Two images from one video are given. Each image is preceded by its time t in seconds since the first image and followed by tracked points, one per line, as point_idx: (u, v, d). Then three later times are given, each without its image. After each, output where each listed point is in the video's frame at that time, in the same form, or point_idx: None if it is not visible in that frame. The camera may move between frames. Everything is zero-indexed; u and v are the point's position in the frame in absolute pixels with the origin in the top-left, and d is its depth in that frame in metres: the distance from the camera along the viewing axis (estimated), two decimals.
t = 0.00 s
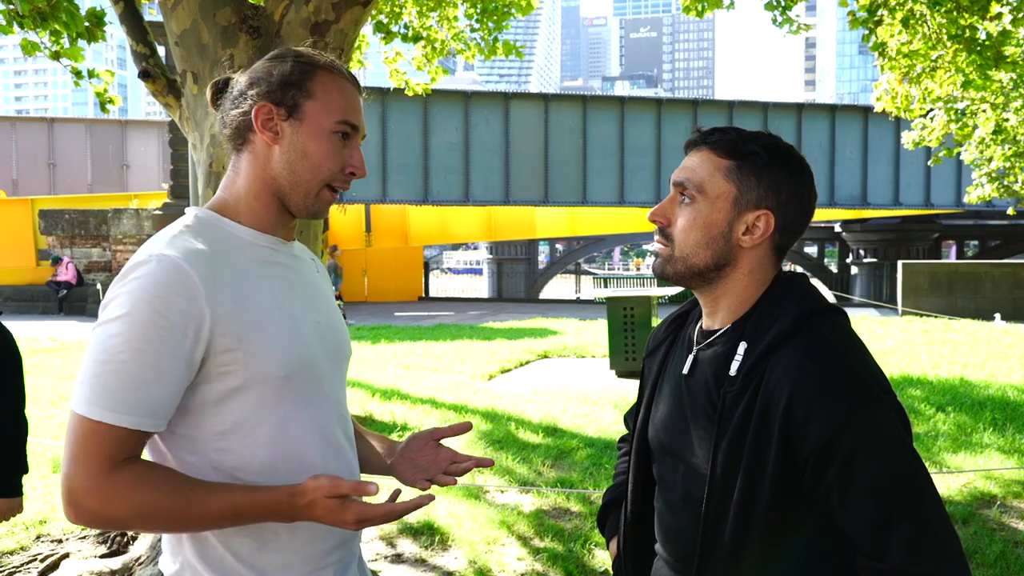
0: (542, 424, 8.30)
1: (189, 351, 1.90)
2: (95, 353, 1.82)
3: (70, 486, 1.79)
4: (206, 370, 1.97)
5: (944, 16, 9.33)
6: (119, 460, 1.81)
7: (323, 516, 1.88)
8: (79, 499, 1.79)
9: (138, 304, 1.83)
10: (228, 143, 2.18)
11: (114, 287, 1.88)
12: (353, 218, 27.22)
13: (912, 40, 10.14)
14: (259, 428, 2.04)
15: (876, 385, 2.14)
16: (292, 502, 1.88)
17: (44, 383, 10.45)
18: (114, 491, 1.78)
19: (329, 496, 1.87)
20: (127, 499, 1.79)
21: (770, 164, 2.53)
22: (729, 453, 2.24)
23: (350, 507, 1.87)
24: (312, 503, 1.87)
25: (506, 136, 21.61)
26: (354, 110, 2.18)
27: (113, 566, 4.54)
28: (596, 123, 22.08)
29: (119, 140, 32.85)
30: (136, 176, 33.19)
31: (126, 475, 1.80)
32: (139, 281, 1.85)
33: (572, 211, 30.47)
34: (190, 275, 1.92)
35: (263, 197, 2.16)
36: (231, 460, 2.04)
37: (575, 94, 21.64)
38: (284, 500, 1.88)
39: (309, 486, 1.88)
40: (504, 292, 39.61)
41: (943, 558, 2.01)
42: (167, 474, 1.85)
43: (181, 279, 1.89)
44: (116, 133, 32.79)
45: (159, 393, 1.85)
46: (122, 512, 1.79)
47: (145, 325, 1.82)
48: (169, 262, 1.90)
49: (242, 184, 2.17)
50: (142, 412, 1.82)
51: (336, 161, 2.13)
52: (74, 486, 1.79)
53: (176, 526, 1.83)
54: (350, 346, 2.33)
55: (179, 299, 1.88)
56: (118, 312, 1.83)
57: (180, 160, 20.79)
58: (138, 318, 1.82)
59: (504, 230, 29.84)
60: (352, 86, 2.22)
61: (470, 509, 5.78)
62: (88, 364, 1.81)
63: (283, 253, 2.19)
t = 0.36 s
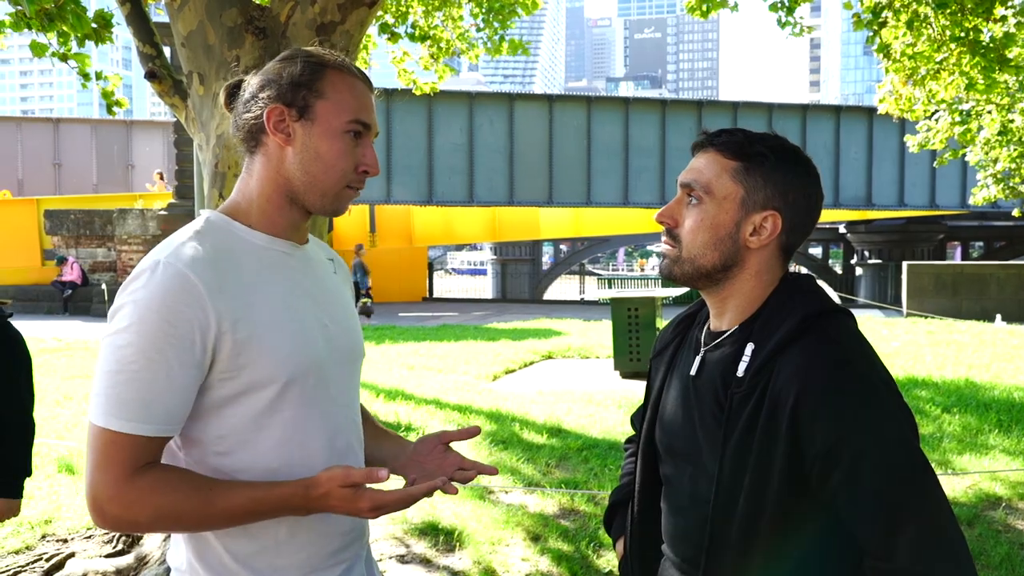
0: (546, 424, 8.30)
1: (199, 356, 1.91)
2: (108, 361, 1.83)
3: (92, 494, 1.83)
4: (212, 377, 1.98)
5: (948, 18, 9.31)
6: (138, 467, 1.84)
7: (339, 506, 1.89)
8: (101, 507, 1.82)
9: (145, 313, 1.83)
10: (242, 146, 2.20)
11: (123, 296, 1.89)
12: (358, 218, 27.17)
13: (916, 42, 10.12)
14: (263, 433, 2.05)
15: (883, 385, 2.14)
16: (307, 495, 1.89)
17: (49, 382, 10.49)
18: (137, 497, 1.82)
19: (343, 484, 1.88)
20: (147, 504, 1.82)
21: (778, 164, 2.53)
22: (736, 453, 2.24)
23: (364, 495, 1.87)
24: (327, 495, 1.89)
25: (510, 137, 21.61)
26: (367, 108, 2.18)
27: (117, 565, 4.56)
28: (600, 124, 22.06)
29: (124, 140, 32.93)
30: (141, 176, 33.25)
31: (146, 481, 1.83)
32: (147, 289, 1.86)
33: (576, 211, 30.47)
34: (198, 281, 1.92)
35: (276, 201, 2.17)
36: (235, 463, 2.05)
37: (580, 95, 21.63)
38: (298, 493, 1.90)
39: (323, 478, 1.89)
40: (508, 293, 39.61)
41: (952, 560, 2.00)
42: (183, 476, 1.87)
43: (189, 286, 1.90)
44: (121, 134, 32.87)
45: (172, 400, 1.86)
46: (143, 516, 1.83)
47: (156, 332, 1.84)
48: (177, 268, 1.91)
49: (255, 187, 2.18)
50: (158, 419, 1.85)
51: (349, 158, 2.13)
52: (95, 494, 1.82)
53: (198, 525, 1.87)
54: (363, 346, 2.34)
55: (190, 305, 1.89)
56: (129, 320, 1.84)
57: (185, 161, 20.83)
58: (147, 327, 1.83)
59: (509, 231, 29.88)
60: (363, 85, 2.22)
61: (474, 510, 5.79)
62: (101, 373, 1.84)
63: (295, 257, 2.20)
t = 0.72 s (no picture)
0: (548, 425, 8.29)
1: (206, 351, 1.90)
2: (123, 360, 1.83)
3: (121, 492, 1.80)
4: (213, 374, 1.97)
5: (951, 20, 9.30)
6: (162, 462, 1.82)
7: (371, 502, 1.82)
8: (131, 505, 1.80)
9: (150, 310, 1.83)
10: (243, 146, 2.19)
11: (129, 293, 1.89)
12: (359, 218, 26.90)
13: (919, 45, 10.11)
14: (258, 432, 2.04)
15: (890, 387, 2.13)
16: (337, 494, 1.83)
17: (51, 382, 10.50)
18: (160, 492, 1.79)
19: (374, 480, 1.82)
20: (171, 503, 1.78)
21: (788, 164, 2.52)
22: (743, 455, 2.23)
23: (397, 488, 1.81)
24: (358, 492, 1.82)
25: (513, 137, 21.61)
26: (365, 107, 2.16)
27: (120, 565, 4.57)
28: (603, 124, 22.05)
29: (126, 140, 32.98)
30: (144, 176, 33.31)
31: (173, 476, 1.80)
32: (151, 284, 1.86)
33: (578, 211, 30.48)
34: (198, 276, 1.91)
35: (277, 201, 2.16)
36: (233, 460, 2.04)
37: (582, 95, 21.61)
38: (329, 493, 1.83)
39: (353, 475, 1.83)
40: (510, 293, 39.63)
41: (956, 562, 2.01)
42: (211, 473, 1.83)
43: (192, 281, 1.89)
44: (124, 133, 32.91)
45: (188, 392, 1.86)
46: (171, 515, 1.79)
47: (161, 327, 1.83)
48: (177, 264, 1.90)
49: (257, 187, 2.17)
50: (178, 410, 1.84)
51: (347, 159, 2.12)
52: (124, 492, 1.80)
53: (227, 525, 1.81)
54: (370, 347, 2.33)
55: (194, 299, 1.89)
56: (136, 315, 1.83)
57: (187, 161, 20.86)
58: (154, 325, 1.82)
59: (511, 232, 29.98)
60: (364, 85, 2.20)
61: (476, 510, 5.78)
62: (116, 371, 1.83)
63: (301, 256, 2.18)
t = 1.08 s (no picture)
0: (548, 423, 8.28)
1: (198, 341, 1.90)
2: (116, 348, 1.82)
3: (101, 478, 1.76)
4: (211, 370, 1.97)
5: (951, 20, 9.28)
6: (139, 446, 1.77)
7: (343, 459, 1.73)
8: (110, 491, 1.75)
9: (146, 298, 1.84)
10: (240, 145, 2.18)
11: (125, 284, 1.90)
12: (359, 217, 26.82)
13: (919, 44, 10.08)
14: (261, 420, 2.03)
15: (897, 386, 2.12)
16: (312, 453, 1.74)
17: (51, 380, 10.49)
18: (137, 473, 1.74)
19: (345, 428, 1.73)
20: (150, 482, 1.73)
21: (793, 162, 2.52)
22: (747, 452, 2.23)
23: (370, 433, 1.72)
24: (330, 450, 1.72)
25: (513, 135, 21.59)
26: (354, 107, 2.12)
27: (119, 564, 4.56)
28: (603, 123, 22.01)
29: (126, 138, 32.95)
30: (143, 174, 33.29)
31: (150, 456, 1.76)
32: (145, 276, 1.86)
33: (577, 210, 30.49)
34: (192, 266, 1.93)
35: (275, 201, 2.15)
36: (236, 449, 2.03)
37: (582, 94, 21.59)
38: (302, 461, 1.75)
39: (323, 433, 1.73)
40: (510, 292, 39.62)
41: (960, 561, 2.00)
42: (187, 451, 1.78)
43: (178, 271, 1.90)
44: (123, 132, 32.89)
45: (178, 379, 1.85)
46: (150, 496, 1.73)
47: (156, 317, 1.83)
48: (175, 257, 1.91)
49: (256, 185, 2.16)
50: (160, 398, 1.82)
51: (338, 163, 2.09)
52: (102, 478, 1.76)
53: (204, 504, 1.75)
54: (372, 342, 2.32)
55: (178, 289, 1.88)
56: (128, 307, 1.84)
57: (187, 159, 20.85)
58: (149, 315, 1.82)
59: (510, 231, 30.20)
60: (361, 84, 2.17)
61: (476, 508, 5.78)
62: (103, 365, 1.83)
63: (300, 253, 2.17)
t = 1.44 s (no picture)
0: (547, 421, 8.29)
1: (203, 348, 1.89)
2: (118, 355, 1.82)
3: (107, 485, 1.78)
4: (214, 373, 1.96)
5: (950, 18, 9.28)
6: (148, 456, 1.80)
7: (357, 478, 1.80)
8: (117, 500, 1.77)
9: (149, 305, 1.82)
10: (248, 141, 2.17)
11: (128, 288, 1.87)
12: (358, 214, 27.12)
13: (917, 42, 10.08)
14: (264, 428, 2.02)
15: (895, 383, 2.12)
16: (326, 472, 1.80)
17: (49, 378, 10.48)
18: (148, 483, 1.76)
19: (363, 449, 1.79)
20: (159, 493, 1.76)
21: (792, 160, 2.51)
22: (745, 450, 2.23)
23: (384, 456, 1.80)
24: (342, 470, 1.79)
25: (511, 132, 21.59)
26: (368, 108, 2.11)
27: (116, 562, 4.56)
28: (602, 121, 22.01)
29: (124, 135, 32.92)
30: (141, 172, 33.26)
31: (158, 470, 1.78)
32: (150, 279, 1.85)
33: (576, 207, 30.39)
34: (197, 270, 1.91)
35: (283, 197, 2.14)
36: (235, 457, 2.02)
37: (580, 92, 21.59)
38: (314, 476, 1.80)
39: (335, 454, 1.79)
40: (508, 289, 39.66)
41: (959, 558, 2.00)
42: (197, 462, 1.82)
43: (185, 278, 1.88)
44: (121, 129, 32.85)
45: (179, 391, 1.84)
46: (160, 507, 1.77)
47: (159, 322, 1.82)
48: (180, 260, 1.89)
49: (263, 183, 2.16)
50: (168, 407, 1.82)
51: (350, 163, 2.09)
52: (109, 486, 1.78)
53: (215, 514, 1.79)
54: (375, 345, 2.31)
55: (189, 295, 1.87)
56: (132, 313, 1.82)
57: (185, 157, 20.82)
58: (150, 324, 1.81)
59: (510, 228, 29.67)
60: (372, 79, 2.17)
61: (474, 506, 5.77)
62: (110, 368, 1.82)
63: (304, 253, 2.17)
